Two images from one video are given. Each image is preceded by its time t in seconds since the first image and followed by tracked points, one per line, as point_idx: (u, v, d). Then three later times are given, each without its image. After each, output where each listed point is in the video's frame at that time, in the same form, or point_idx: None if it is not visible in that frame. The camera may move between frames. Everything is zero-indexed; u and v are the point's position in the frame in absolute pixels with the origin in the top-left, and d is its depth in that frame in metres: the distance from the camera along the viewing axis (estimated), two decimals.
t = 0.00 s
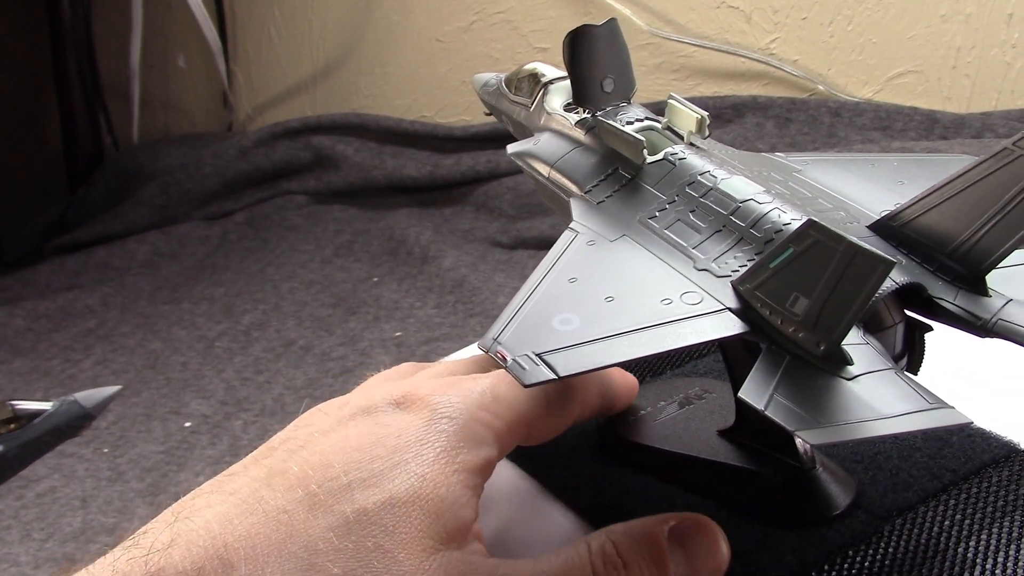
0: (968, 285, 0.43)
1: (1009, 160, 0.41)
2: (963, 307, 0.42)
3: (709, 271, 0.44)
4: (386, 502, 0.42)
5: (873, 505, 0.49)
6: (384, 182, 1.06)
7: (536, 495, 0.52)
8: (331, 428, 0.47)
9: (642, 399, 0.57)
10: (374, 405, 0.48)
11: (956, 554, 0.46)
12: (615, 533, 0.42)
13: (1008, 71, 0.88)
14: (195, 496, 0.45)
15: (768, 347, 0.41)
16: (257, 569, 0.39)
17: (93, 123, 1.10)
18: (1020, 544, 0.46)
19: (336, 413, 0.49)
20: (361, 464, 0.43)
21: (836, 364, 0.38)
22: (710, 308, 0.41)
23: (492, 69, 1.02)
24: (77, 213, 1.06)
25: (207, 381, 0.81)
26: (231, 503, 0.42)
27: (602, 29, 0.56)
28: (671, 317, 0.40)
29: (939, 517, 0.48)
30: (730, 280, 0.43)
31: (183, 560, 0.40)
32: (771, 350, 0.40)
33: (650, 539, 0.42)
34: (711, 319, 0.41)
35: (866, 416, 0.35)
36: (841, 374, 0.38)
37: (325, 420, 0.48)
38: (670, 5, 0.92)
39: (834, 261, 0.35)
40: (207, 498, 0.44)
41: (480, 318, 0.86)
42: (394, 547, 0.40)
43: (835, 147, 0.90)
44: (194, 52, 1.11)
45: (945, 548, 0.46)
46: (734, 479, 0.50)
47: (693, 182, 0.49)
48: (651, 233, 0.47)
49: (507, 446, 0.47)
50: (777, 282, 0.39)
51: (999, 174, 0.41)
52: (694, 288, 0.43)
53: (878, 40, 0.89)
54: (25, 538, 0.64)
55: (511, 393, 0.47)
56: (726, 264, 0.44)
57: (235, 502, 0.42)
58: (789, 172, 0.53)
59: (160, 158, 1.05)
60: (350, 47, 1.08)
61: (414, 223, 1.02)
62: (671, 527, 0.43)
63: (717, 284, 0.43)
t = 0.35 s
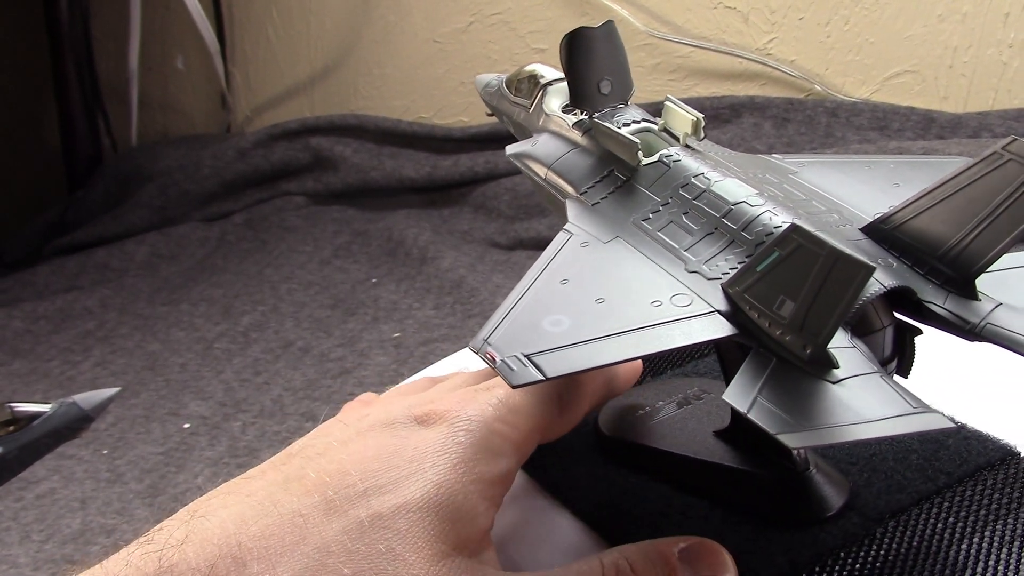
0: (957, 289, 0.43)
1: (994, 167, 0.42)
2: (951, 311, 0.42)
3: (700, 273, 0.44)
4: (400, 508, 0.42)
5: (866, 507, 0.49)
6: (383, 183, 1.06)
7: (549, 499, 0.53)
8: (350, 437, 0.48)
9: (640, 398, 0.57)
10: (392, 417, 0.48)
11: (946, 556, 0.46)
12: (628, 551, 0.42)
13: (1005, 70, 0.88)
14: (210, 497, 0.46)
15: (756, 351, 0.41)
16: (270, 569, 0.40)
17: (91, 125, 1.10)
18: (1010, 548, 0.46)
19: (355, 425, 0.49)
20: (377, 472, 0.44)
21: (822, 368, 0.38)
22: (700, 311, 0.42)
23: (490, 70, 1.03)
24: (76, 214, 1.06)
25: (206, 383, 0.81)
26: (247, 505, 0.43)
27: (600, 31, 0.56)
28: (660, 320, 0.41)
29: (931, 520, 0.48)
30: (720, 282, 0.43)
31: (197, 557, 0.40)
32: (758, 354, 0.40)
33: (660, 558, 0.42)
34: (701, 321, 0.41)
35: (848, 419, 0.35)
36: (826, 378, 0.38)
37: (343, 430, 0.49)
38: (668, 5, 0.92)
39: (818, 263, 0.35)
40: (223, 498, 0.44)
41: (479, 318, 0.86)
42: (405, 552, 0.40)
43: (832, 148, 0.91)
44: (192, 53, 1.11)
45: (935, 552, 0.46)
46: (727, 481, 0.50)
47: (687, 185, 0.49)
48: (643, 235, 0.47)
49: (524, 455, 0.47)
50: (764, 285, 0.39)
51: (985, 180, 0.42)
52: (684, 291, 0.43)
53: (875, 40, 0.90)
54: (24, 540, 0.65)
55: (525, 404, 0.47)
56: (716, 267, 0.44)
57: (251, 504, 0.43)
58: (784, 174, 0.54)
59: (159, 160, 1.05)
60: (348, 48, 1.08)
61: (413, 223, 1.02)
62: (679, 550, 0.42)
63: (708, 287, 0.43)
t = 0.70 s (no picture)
0: (944, 297, 0.42)
1: (981, 177, 0.43)
2: (935, 320, 0.42)
3: (686, 274, 0.44)
4: (395, 508, 0.42)
5: (855, 512, 0.49)
6: (381, 184, 1.05)
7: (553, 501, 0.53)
8: (348, 439, 0.48)
9: (642, 397, 0.58)
10: (389, 420, 0.48)
11: (927, 566, 0.46)
12: (621, 544, 0.42)
13: (1003, 71, 0.89)
14: (205, 499, 0.46)
15: (734, 353, 0.41)
16: (261, 570, 0.40)
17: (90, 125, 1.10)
18: (993, 562, 0.46)
19: (354, 427, 0.49)
20: (373, 474, 0.44)
21: (798, 373, 0.38)
22: (682, 312, 0.42)
23: (490, 70, 1.03)
24: (74, 214, 1.06)
25: (204, 383, 0.81)
26: (242, 507, 0.43)
27: (606, 29, 0.56)
28: (644, 319, 0.41)
29: (919, 529, 0.48)
30: (706, 283, 0.43)
31: (189, 558, 0.40)
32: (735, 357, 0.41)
33: (650, 554, 0.42)
34: (684, 321, 0.41)
35: (810, 425, 0.36)
36: (801, 384, 0.38)
37: (341, 433, 0.49)
38: (666, 6, 0.93)
39: (789, 268, 0.35)
40: (218, 500, 0.44)
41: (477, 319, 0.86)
42: (399, 549, 0.40)
43: (830, 148, 0.91)
44: (190, 53, 1.11)
45: (918, 561, 0.46)
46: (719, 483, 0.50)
47: (682, 185, 0.49)
48: (636, 234, 0.47)
49: (524, 458, 0.47)
50: (739, 289, 0.39)
51: (974, 187, 0.43)
52: (670, 292, 0.43)
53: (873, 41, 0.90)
54: (22, 540, 0.65)
55: (523, 405, 0.47)
56: (705, 268, 0.44)
57: (245, 506, 0.43)
58: (784, 176, 0.54)
59: (157, 160, 1.05)
60: (347, 48, 1.08)
61: (411, 224, 1.02)
62: (665, 545, 0.43)
63: (694, 288, 0.43)
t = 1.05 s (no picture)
0: (922, 306, 0.42)
1: (959, 184, 0.42)
2: (911, 329, 0.41)
3: (667, 277, 0.45)
4: (394, 510, 0.42)
5: (841, 518, 0.49)
6: (380, 185, 1.05)
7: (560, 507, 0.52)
8: (350, 442, 0.47)
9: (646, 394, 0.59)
10: (391, 423, 0.48)
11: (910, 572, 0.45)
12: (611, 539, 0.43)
13: (1000, 72, 0.89)
14: (203, 502, 0.46)
15: (708, 356, 0.41)
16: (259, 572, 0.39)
17: (89, 127, 1.10)
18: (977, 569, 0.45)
19: (356, 430, 0.49)
20: (373, 476, 0.44)
21: (767, 383, 0.38)
22: (659, 315, 0.43)
23: (488, 72, 1.04)
24: (72, 216, 1.06)
25: (202, 385, 0.81)
26: (242, 511, 0.43)
27: (608, 31, 0.57)
28: (619, 322, 0.42)
29: (905, 536, 0.48)
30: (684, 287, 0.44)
31: (188, 561, 0.40)
32: (705, 362, 0.41)
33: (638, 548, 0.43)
34: (661, 324, 0.42)
35: (765, 433, 0.36)
36: (767, 392, 0.38)
37: (343, 437, 0.49)
38: (663, 8, 0.93)
39: (750, 275, 0.35)
40: (218, 503, 0.44)
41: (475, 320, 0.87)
42: (398, 551, 0.40)
43: (828, 149, 0.91)
44: (189, 55, 1.11)
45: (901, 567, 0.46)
46: (706, 487, 0.50)
47: (673, 188, 0.50)
48: (623, 237, 0.49)
49: (528, 468, 0.47)
50: (710, 296, 0.39)
51: (952, 196, 0.42)
52: (649, 294, 0.44)
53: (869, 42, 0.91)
54: (22, 543, 0.65)
55: (526, 413, 0.47)
56: (687, 272, 0.45)
57: (244, 509, 0.43)
58: (780, 178, 0.54)
59: (156, 161, 1.05)
60: (345, 50, 1.08)
61: (410, 226, 1.02)
62: (647, 540, 0.44)
63: (672, 291, 0.44)
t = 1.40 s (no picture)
0: (923, 308, 0.42)
1: (961, 184, 0.41)
2: (912, 331, 0.41)
3: (666, 278, 0.45)
4: (396, 523, 0.42)
5: (841, 521, 0.49)
6: (378, 186, 1.05)
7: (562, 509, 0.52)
8: (348, 448, 0.47)
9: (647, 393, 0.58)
10: (390, 428, 0.47)
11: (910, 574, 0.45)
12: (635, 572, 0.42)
13: (1000, 73, 0.89)
14: (201, 508, 0.45)
15: (707, 357, 0.41)
16: None
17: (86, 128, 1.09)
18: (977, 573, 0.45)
19: (355, 435, 0.49)
20: (373, 486, 0.44)
21: (765, 382, 0.38)
22: (659, 315, 0.43)
23: (486, 72, 1.05)
24: (70, 216, 1.05)
25: (200, 385, 0.80)
26: (241, 517, 0.43)
27: (609, 31, 0.57)
28: (618, 322, 0.42)
29: (905, 539, 0.47)
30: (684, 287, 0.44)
31: (186, 569, 0.39)
32: (705, 362, 0.40)
33: None
34: (660, 325, 0.42)
35: (765, 434, 0.36)
36: (765, 393, 0.38)
37: (341, 443, 0.48)
38: (663, 9, 0.92)
39: (749, 275, 0.35)
40: (215, 510, 0.44)
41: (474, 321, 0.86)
42: (399, 566, 0.40)
43: (827, 150, 0.91)
44: (187, 55, 1.11)
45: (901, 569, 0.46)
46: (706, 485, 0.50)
47: (674, 187, 0.49)
48: (623, 237, 0.49)
49: (526, 473, 0.46)
50: (710, 295, 0.39)
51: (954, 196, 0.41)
52: (649, 295, 0.44)
53: (868, 42, 0.91)
54: (18, 544, 0.65)
55: (526, 418, 0.47)
56: (687, 272, 0.45)
57: (243, 516, 0.42)
58: (782, 179, 0.54)
59: (154, 161, 1.05)
60: (343, 50, 1.07)
61: (408, 226, 1.02)
62: None
63: (672, 291, 0.44)
